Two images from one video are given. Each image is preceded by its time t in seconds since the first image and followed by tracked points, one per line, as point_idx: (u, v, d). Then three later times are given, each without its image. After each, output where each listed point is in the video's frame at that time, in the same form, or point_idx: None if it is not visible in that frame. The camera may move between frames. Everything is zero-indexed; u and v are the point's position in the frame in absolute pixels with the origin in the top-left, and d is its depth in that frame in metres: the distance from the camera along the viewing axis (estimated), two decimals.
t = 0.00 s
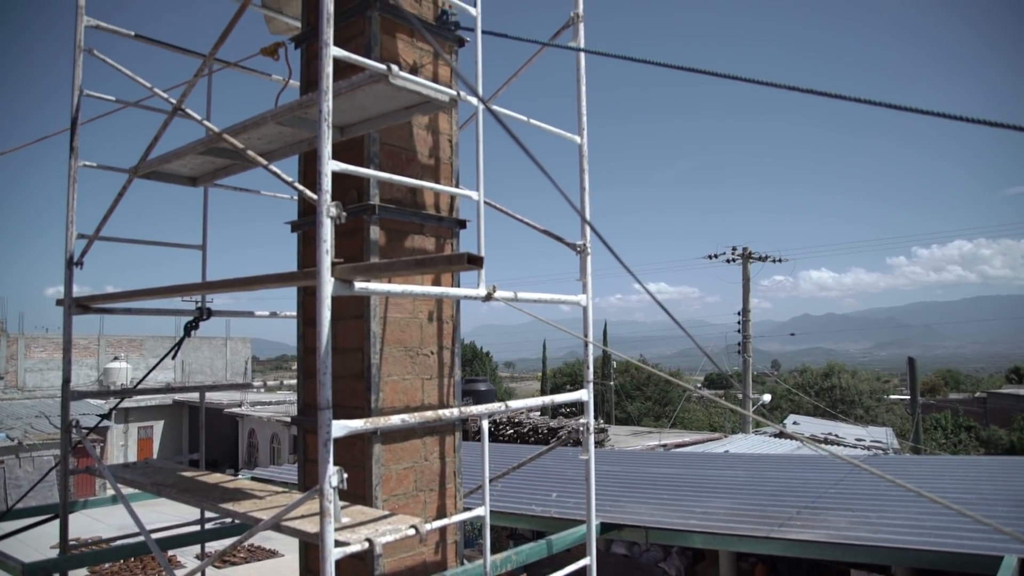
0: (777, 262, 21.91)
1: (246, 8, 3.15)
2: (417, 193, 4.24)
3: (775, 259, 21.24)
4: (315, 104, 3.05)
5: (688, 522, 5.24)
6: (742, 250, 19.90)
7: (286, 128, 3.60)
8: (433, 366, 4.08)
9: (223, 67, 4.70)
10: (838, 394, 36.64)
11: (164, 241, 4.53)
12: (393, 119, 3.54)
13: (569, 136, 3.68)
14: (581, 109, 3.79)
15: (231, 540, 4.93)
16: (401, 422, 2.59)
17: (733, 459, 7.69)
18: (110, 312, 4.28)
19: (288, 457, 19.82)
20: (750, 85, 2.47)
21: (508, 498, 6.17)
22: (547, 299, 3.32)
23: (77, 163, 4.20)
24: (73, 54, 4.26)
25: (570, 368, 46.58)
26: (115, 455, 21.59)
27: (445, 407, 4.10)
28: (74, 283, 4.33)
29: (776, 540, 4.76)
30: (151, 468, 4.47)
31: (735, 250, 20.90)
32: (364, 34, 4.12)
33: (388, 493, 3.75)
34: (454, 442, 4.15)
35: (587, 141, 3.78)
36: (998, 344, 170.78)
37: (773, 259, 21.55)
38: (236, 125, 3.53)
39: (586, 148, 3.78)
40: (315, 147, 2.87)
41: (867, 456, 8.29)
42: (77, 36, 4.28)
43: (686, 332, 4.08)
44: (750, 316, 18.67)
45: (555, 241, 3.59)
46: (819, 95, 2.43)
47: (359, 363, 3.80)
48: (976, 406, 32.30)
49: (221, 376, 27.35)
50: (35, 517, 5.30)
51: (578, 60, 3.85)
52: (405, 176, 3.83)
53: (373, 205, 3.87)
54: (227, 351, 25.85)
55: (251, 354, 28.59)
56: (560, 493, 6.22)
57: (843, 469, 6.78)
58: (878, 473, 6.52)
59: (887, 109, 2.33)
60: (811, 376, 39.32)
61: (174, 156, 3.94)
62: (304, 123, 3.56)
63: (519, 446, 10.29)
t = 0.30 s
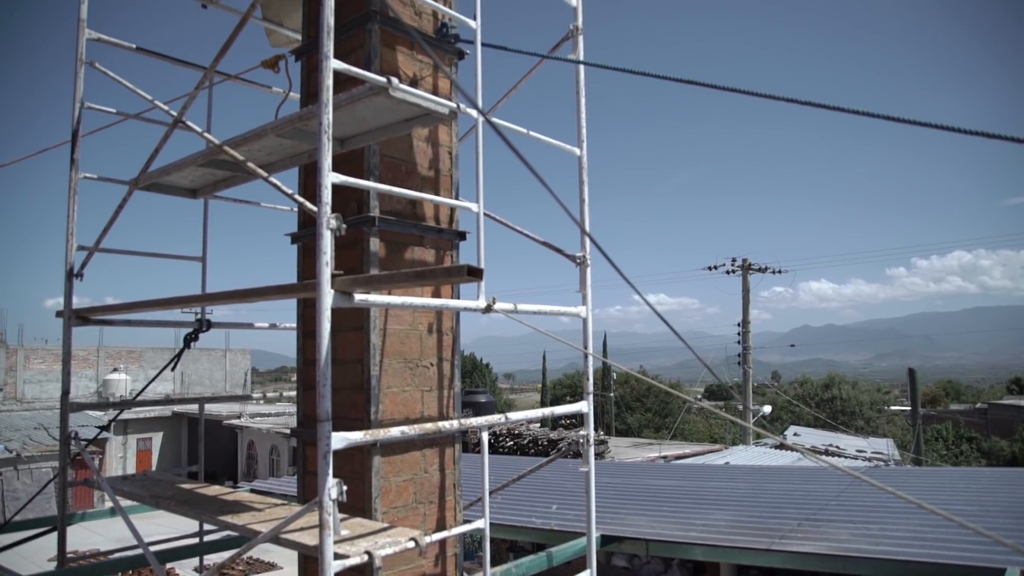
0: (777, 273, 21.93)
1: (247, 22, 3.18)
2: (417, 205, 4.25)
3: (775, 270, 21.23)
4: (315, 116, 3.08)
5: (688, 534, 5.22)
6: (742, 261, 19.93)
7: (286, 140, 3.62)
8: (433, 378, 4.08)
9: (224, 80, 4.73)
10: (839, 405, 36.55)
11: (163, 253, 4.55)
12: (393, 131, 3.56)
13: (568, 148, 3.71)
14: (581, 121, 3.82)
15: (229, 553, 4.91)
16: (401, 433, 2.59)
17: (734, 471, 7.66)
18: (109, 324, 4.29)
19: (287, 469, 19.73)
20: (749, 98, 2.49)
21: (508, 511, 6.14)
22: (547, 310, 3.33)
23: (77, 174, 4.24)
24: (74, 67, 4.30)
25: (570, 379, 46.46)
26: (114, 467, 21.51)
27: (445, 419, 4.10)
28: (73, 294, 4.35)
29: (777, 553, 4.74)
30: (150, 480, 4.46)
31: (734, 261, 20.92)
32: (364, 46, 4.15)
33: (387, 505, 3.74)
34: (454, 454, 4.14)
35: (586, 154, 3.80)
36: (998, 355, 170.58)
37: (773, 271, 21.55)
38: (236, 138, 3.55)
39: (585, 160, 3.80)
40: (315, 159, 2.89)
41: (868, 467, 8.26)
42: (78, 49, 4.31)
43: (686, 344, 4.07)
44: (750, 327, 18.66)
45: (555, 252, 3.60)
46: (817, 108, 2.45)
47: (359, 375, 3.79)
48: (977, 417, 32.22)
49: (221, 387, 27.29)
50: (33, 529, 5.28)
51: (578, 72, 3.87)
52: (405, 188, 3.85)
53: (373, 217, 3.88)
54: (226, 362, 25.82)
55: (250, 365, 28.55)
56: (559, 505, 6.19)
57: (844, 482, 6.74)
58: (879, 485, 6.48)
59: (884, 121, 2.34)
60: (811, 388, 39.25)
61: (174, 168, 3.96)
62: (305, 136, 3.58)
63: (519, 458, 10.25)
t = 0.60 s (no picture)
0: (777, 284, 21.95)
1: (248, 35, 3.20)
2: (417, 216, 4.27)
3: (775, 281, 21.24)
4: (315, 128, 3.10)
5: (689, 546, 5.20)
6: (742, 272, 19.97)
7: (287, 152, 3.64)
8: (432, 390, 4.08)
9: (225, 92, 4.77)
10: (839, 416, 36.45)
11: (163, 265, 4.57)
12: (393, 143, 3.58)
13: (568, 160, 3.73)
14: (580, 133, 3.85)
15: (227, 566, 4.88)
16: (400, 445, 2.59)
17: (735, 482, 7.63)
18: (109, 335, 4.30)
19: (286, 480, 19.64)
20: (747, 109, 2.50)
21: (508, 523, 6.11)
22: (548, 322, 3.33)
23: (78, 186, 4.27)
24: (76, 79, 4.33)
25: (570, 391, 46.36)
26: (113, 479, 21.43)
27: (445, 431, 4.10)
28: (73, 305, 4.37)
29: (778, 565, 4.71)
30: (149, 493, 4.44)
31: (734, 272, 20.94)
32: (364, 59, 4.18)
33: (387, 517, 3.72)
34: (454, 466, 4.14)
35: (586, 166, 3.82)
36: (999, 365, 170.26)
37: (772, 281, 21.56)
38: (236, 150, 3.57)
39: (586, 171, 3.82)
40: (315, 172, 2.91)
41: (868, 478, 8.22)
42: (80, 62, 4.34)
43: (686, 355, 4.07)
44: (750, 338, 18.66)
45: (554, 264, 3.62)
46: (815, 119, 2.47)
47: (359, 386, 3.79)
48: (978, 428, 32.12)
49: (220, 399, 27.22)
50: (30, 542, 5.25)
51: (578, 84, 3.90)
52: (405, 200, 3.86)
53: (373, 229, 3.90)
54: (226, 373, 25.79)
55: (251, 376, 28.51)
56: (560, 518, 6.16)
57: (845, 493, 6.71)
58: (880, 497, 6.45)
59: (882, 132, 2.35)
60: (811, 398, 39.18)
61: (175, 180, 3.99)
62: (305, 148, 3.60)
63: (519, 470, 10.21)
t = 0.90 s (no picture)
0: (777, 295, 21.99)
1: (249, 49, 3.23)
2: (417, 229, 4.28)
3: (774, 293, 21.28)
4: (316, 141, 3.11)
5: (690, 559, 5.17)
6: (742, 284, 20.02)
7: (288, 165, 3.66)
8: (432, 403, 4.07)
9: (227, 105, 4.80)
10: (841, 428, 36.35)
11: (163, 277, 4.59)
12: (394, 156, 3.60)
13: (568, 173, 3.75)
14: (580, 145, 3.87)
15: None
16: (400, 458, 2.58)
17: (736, 495, 7.60)
18: (109, 347, 4.31)
19: (286, 493, 19.56)
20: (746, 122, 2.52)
21: (508, 537, 6.08)
22: (548, 334, 3.34)
23: (80, 198, 4.30)
24: (79, 92, 4.37)
25: (570, 403, 46.26)
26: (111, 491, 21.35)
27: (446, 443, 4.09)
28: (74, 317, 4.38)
29: None
30: (148, 506, 4.42)
31: (735, 284, 20.97)
32: (365, 72, 4.21)
33: (387, 531, 3.71)
34: (454, 479, 4.13)
35: (586, 178, 3.84)
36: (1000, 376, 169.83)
37: (772, 293, 21.57)
38: (237, 163, 3.59)
39: (586, 184, 3.84)
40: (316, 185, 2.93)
41: (869, 490, 8.19)
42: (83, 75, 4.38)
43: (686, 367, 4.07)
44: (751, 349, 18.65)
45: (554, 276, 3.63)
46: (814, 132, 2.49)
47: (359, 399, 3.79)
48: (980, 439, 32.00)
49: (220, 411, 27.17)
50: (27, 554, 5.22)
51: (578, 97, 3.93)
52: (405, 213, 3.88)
53: (374, 241, 3.91)
54: (226, 386, 25.75)
55: (250, 388, 28.47)
56: (560, 531, 6.14)
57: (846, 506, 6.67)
58: (882, 510, 6.41)
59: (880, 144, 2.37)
60: (813, 410, 39.09)
61: (176, 193, 4.02)
62: (306, 161, 3.62)
63: (519, 483, 10.17)
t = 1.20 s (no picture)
0: (777, 308, 22.01)
1: (251, 64, 3.26)
2: (417, 243, 4.30)
3: (774, 306, 21.30)
4: (317, 155, 3.13)
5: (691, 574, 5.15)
6: (742, 297, 20.04)
7: (289, 179, 3.69)
8: (433, 416, 4.07)
9: (228, 119, 4.84)
10: (842, 441, 36.22)
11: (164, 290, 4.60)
12: (395, 170, 3.62)
13: (568, 187, 3.78)
14: (580, 160, 3.90)
15: None
16: (400, 472, 2.58)
17: (737, 508, 7.58)
18: (108, 360, 4.32)
19: (285, 507, 19.46)
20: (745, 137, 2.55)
21: (509, 551, 6.06)
22: (548, 348, 3.35)
23: (81, 212, 4.33)
24: (80, 106, 4.40)
25: (570, 416, 46.12)
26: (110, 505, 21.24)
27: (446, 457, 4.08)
28: (73, 331, 4.40)
29: None
30: (146, 519, 4.40)
31: (735, 297, 21.02)
32: (366, 87, 4.24)
33: (386, 545, 3.69)
34: (454, 493, 4.13)
35: (586, 192, 3.87)
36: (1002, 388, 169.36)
37: (772, 306, 21.62)
38: (238, 177, 3.62)
39: (585, 197, 3.86)
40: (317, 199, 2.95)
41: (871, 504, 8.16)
42: (85, 89, 4.42)
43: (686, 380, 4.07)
44: (752, 362, 18.63)
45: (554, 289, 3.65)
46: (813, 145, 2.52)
47: (359, 413, 3.79)
48: (982, 452, 31.87)
49: (220, 424, 27.08)
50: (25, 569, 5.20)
51: (577, 111, 3.97)
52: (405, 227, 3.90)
53: (374, 255, 3.92)
54: (225, 399, 25.70)
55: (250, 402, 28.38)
56: (561, 545, 6.12)
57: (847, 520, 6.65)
58: (884, 523, 6.39)
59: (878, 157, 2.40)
60: (814, 424, 38.94)
61: (176, 206, 4.05)
62: (307, 175, 3.65)
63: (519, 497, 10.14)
